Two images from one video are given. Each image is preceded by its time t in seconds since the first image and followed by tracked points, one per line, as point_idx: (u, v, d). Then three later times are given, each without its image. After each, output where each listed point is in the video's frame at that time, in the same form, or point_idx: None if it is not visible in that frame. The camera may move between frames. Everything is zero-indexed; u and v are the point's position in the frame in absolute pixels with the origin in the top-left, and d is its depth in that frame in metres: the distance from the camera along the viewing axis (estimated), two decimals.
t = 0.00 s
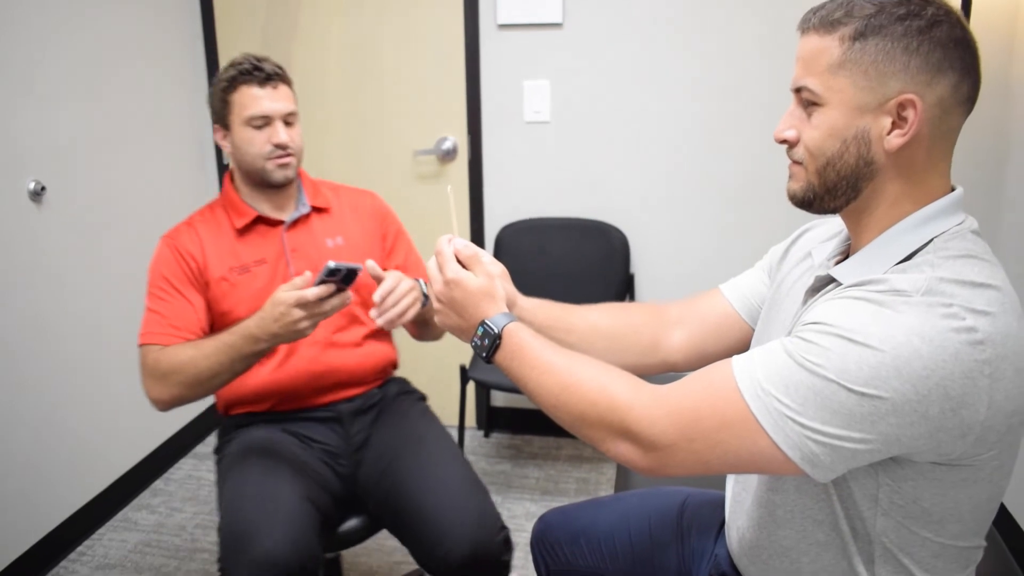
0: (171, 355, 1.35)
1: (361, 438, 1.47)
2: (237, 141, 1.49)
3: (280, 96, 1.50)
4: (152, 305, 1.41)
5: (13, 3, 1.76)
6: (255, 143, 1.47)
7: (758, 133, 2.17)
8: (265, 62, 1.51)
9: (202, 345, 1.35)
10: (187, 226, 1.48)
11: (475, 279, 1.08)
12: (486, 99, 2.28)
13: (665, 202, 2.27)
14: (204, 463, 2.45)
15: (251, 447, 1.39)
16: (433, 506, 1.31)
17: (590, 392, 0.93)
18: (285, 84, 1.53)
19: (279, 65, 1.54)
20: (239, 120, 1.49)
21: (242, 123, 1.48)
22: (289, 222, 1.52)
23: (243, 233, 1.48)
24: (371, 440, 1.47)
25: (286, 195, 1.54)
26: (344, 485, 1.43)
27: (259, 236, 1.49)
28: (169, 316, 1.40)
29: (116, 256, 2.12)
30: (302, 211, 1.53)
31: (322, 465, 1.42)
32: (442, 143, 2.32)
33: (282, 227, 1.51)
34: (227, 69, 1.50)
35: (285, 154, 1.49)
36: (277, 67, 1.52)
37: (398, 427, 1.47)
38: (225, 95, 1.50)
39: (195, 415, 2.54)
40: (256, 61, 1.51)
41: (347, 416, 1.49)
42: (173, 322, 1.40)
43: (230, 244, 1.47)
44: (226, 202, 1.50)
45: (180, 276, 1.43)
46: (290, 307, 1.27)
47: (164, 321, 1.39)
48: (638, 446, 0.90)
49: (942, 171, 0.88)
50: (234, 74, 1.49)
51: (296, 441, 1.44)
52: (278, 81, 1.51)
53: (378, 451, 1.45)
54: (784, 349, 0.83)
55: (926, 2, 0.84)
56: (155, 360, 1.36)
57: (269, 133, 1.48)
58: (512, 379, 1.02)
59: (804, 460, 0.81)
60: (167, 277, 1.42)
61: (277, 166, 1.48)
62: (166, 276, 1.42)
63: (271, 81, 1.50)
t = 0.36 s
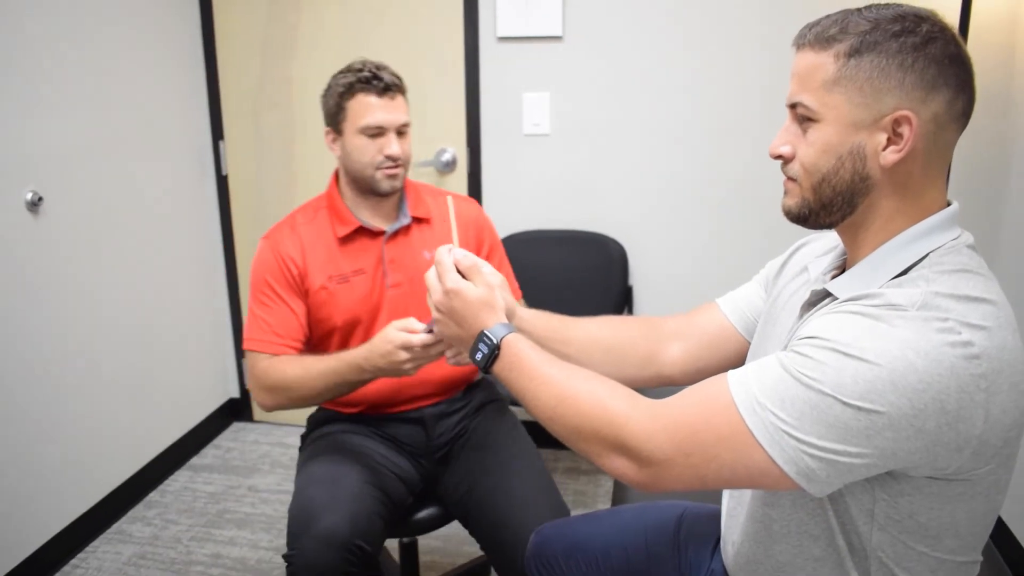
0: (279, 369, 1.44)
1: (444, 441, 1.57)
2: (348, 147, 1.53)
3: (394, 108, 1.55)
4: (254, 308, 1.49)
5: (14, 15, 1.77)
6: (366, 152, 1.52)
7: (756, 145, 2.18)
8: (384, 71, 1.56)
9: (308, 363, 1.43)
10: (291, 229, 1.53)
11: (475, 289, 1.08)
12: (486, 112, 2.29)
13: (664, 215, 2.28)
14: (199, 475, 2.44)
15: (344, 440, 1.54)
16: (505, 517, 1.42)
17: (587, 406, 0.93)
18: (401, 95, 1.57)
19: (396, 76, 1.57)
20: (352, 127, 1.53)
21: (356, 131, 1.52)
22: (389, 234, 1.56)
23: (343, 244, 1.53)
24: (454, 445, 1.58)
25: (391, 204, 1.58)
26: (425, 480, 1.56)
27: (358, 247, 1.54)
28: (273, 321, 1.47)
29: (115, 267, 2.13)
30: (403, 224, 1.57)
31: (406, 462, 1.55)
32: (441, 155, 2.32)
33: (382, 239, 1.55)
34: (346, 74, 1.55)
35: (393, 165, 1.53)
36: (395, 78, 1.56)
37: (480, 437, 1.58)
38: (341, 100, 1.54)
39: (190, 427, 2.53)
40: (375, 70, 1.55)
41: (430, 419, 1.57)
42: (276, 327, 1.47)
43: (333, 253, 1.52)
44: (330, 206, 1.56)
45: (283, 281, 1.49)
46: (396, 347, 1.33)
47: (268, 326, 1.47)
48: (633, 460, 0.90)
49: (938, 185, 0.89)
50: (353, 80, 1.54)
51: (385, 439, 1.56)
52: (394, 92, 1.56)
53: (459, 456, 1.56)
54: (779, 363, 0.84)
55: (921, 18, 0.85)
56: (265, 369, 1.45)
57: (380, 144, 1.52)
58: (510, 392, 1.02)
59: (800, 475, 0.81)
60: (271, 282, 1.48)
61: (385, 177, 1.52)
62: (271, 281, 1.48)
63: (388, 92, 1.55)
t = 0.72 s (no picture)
0: (329, 359, 1.44)
1: (465, 449, 1.59)
2: (410, 140, 1.50)
3: (459, 103, 1.50)
4: (309, 294, 1.50)
5: None
6: (425, 145, 1.48)
7: (735, 147, 2.19)
8: (452, 64, 1.51)
9: (358, 355, 1.43)
10: (352, 217, 1.54)
11: (453, 288, 1.06)
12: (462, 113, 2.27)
13: (645, 216, 2.27)
14: (173, 481, 2.38)
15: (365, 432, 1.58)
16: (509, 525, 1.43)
17: (565, 408, 0.91)
18: (468, 89, 1.52)
19: (465, 69, 1.52)
20: (415, 120, 1.50)
21: (418, 123, 1.49)
22: (449, 237, 1.54)
23: (402, 239, 1.53)
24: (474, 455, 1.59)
25: (452, 202, 1.55)
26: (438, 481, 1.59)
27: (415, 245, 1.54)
28: (328, 310, 1.48)
29: (87, 266, 2.07)
30: (463, 228, 1.54)
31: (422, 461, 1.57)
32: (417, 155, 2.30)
33: (439, 241, 1.53)
34: (415, 66, 1.52)
35: (454, 161, 1.48)
36: (462, 71, 1.51)
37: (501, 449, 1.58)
38: (407, 92, 1.51)
39: (163, 431, 2.47)
40: (443, 62, 1.51)
41: (453, 427, 1.59)
42: (329, 315, 1.48)
43: (390, 248, 1.52)
44: (393, 200, 1.56)
45: (340, 270, 1.50)
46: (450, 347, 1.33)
47: (323, 313, 1.48)
48: (611, 464, 0.88)
49: (916, 189, 0.89)
50: (420, 71, 1.50)
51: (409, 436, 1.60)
52: (461, 85, 1.51)
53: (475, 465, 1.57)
54: (759, 366, 0.83)
55: (901, 21, 0.85)
56: (313, 357, 1.46)
57: (441, 137, 1.48)
58: (488, 395, 1.00)
59: (779, 479, 0.80)
60: (328, 269, 1.50)
61: (443, 171, 1.48)
62: (328, 268, 1.50)
63: (454, 85, 1.50)
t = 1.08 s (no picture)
0: (316, 341, 1.37)
1: (440, 454, 1.55)
2: (401, 141, 1.47)
3: (452, 105, 1.46)
4: (296, 281, 1.44)
5: None
6: (416, 148, 1.45)
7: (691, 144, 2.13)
8: (446, 64, 1.46)
9: (346, 335, 1.36)
10: (341, 208, 1.49)
11: (421, 298, 1.01)
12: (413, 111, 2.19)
13: (604, 218, 2.22)
14: (114, 495, 2.25)
15: (338, 439, 1.54)
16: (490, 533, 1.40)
17: (545, 425, 0.86)
18: (462, 90, 1.48)
19: (459, 70, 1.48)
20: (407, 120, 1.46)
21: (409, 124, 1.46)
22: (435, 237, 1.50)
23: (388, 234, 1.48)
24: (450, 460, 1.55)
25: (442, 203, 1.52)
26: (412, 488, 1.54)
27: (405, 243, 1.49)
28: (317, 297, 1.42)
29: (16, 272, 1.92)
30: (450, 230, 1.50)
31: (396, 468, 1.53)
32: (367, 154, 2.20)
33: (425, 240, 1.49)
34: (407, 64, 1.47)
35: (445, 165, 1.45)
36: (456, 72, 1.47)
37: (478, 454, 1.54)
38: (399, 91, 1.47)
39: (102, 443, 2.33)
40: (436, 62, 1.46)
41: (428, 432, 1.55)
42: (318, 302, 1.42)
43: (378, 241, 1.48)
44: (383, 196, 1.51)
45: (328, 258, 1.45)
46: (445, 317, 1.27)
47: (311, 301, 1.42)
48: (596, 482, 0.84)
49: (899, 191, 0.87)
50: (411, 72, 1.46)
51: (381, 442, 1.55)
52: (455, 87, 1.46)
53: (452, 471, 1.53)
54: (749, 377, 0.79)
55: (886, 19, 0.83)
56: (300, 344, 1.39)
57: (432, 141, 1.45)
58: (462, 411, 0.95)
59: (773, 494, 0.77)
60: (316, 256, 1.44)
61: (433, 175, 1.46)
62: (315, 255, 1.44)
63: (448, 87, 1.45)
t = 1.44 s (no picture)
0: (294, 382, 1.31)
1: (432, 488, 1.47)
2: (365, 159, 1.38)
3: (414, 119, 1.35)
4: (270, 320, 1.37)
5: None
6: (380, 167, 1.36)
7: (670, 146, 1.88)
8: (406, 75, 1.35)
9: (323, 371, 1.30)
10: (311, 239, 1.40)
11: (418, 334, 0.92)
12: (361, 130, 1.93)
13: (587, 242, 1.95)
14: (57, 544, 1.99)
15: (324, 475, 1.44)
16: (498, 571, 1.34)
17: (570, 469, 0.79)
18: (426, 102, 1.37)
19: (422, 80, 1.36)
20: (368, 137, 1.37)
21: (371, 142, 1.36)
22: (414, 260, 1.41)
23: (364, 263, 1.39)
24: (442, 492, 1.47)
25: (417, 223, 1.42)
26: (403, 522, 1.47)
27: (379, 270, 1.39)
28: (295, 336, 1.35)
29: None
30: (429, 252, 1.42)
31: (385, 505, 1.44)
32: (310, 170, 1.95)
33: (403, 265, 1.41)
34: (367, 78, 1.37)
35: (411, 184, 1.36)
36: (418, 84, 1.36)
37: (473, 484, 1.47)
38: (359, 107, 1.38)
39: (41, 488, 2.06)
40: (395, 74, 1.35)
41: (418, 464, 1.49)
42: (295, 339, 1.35)
43: (354, 270, 1.39)
44: (354, 220, 1.42)
45: (302, 293, 1.37)
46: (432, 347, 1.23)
47: (290, 341, 1.35)
48: (630, 526, 0.78)
49: (919, 195, 0.84)
50: (370, 86, 1.36)
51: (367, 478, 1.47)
52: (417, 100, 1.35)
53: (445, 504, 1.46)
54: (789, 404, 0.75)
55: (903, 17, 0.80)
56: (278, 389, 1.34)
57: (395, 158, 1.35)
58: (473, 455, 0.87)
59: (824, 527, 0.73)
60: (289, 293, 1.36)
61: (399, 194, 1.36)
62: (287, 292, 1.36)
63: (409, 100, 1.35)
